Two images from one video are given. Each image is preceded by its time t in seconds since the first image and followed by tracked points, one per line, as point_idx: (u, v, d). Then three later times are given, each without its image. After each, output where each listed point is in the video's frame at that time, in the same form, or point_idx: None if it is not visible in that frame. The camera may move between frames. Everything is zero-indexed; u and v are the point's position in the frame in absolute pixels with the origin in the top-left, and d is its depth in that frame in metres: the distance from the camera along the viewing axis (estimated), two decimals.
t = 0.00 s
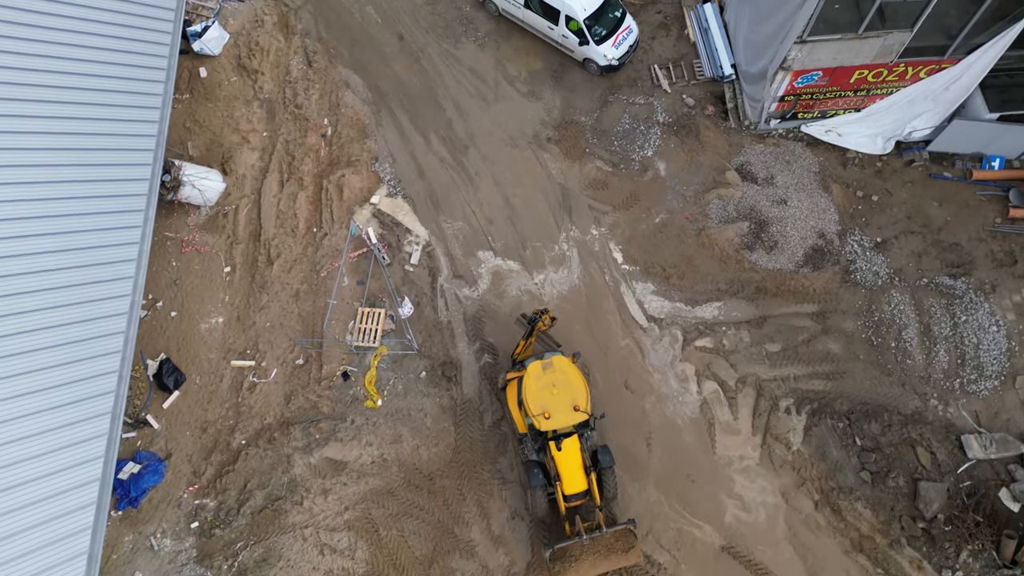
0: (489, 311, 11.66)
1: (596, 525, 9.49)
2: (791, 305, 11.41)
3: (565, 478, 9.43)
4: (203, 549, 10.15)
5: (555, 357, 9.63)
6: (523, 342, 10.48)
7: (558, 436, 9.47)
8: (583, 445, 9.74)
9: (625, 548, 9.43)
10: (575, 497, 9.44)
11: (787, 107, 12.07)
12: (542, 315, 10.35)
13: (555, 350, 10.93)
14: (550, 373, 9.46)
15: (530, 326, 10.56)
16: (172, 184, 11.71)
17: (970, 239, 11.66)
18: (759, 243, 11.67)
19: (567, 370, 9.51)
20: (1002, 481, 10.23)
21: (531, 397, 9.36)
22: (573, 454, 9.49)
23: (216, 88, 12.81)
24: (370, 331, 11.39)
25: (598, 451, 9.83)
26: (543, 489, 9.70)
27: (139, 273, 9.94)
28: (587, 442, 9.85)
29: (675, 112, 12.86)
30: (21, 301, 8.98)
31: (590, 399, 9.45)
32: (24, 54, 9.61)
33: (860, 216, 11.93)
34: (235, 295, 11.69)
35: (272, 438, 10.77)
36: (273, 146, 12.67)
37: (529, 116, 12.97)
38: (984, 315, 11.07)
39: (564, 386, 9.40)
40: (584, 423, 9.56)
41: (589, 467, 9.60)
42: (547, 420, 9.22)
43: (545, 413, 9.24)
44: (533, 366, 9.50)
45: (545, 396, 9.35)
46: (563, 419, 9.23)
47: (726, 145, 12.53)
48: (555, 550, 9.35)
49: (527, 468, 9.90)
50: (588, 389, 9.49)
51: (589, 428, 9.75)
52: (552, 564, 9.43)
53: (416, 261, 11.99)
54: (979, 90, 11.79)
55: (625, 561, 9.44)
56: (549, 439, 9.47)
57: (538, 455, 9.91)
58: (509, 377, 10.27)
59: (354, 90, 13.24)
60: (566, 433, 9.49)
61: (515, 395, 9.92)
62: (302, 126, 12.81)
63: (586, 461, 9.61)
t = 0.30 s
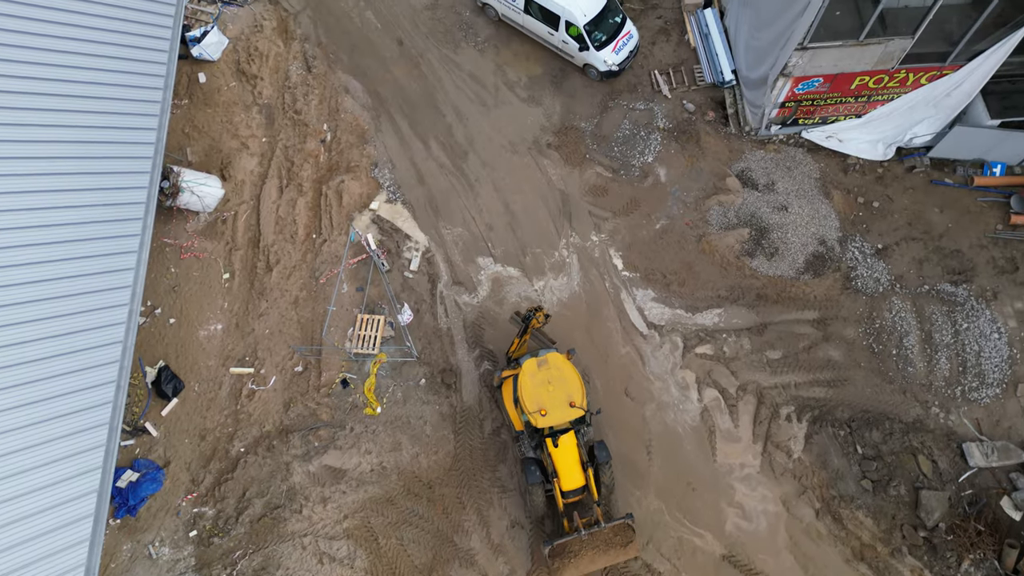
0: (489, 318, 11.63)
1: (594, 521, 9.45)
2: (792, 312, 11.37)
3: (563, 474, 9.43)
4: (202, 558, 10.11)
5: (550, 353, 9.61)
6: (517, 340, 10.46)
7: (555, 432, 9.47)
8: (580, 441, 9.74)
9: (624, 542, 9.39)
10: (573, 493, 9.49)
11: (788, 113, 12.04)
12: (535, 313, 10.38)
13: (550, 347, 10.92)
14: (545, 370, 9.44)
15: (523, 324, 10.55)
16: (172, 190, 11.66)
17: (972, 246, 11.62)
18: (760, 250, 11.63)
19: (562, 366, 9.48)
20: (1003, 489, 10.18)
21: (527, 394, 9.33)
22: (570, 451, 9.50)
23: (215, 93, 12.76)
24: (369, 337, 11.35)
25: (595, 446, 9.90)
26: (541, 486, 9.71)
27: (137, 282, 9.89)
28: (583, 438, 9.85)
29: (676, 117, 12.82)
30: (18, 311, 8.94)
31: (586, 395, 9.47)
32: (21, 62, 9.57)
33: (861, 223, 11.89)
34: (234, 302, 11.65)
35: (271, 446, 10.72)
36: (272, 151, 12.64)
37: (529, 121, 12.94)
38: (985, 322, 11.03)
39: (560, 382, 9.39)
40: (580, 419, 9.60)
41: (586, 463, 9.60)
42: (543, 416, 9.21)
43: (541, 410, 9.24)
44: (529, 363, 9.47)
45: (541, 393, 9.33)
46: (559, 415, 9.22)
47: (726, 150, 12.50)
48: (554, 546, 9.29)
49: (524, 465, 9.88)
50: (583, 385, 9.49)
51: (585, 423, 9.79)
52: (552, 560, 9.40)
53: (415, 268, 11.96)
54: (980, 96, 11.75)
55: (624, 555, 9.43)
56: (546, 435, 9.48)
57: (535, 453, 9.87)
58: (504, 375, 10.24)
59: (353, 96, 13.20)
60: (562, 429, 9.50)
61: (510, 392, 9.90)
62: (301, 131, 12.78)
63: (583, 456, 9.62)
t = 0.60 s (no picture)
0: (489, 325, 11.60)
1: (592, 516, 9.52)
2: (792, 319, 11.33)
3: (560, 471, 9.47)
4: (200, 566, 10.06)
5: (543, 350, 9.65)
6: (511, 338, 10.48)
7: (550, 428, 9.51)
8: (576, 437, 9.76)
9: (622, 536, 9.34)
10: (571, 489, 9.55)
11: (789, 118, 12.00)
12: (527, 311, 10.36)
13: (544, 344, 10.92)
14: (538, 367, 9.48)
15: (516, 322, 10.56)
16: (170, 197, 11.62)
17: (973, 253, 11.59)
18: (760, 256, 11.60)
19: (555, 363, 9.51)
20: (1005, 498, 10.15)
21: (521, 391, 9.38)
22: (566, 447, 9.55)
23: (214, 99, 12.71)
24: (369, 344, 11.32)
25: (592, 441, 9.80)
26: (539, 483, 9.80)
27: (135, 291, 9.85)
28: (579, 434, 9.82)
29: (676, 123, 12.79)
30: (15, 321, 8.88)
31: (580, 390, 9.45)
32: (19, 70, 9.52)
33: (862, 229, 11.86)
34: (233, 308, 11.61)
35: (270, 454, 10.68)
36: (271, 157, 12.60)
37: (529, 127, 12.90)
38: (986, 329, 10.99)
39: (553, 378, 9.42)
40: (576, 414, 9.58)
41: (583, 458, 9.64)
42: (538, 413, 9.23)
43: (535, 406, 9.26)
44: (522, 360, 9.52)
45: (535, 389, 9.36)
46: (553, 411, 9.24)
47: (727, 156, 12.47)
48: (552, 541, 9.33)
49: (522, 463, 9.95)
50: (577, 380, 9.49)
51: (582, 419, 9.75)
52: (552, 557, 9.39)
53: (414, 274, 11.92)
54: (981, 103, 11.73)
55: (623, 549, 9.39)
56: (541, 432, 9.52)
57: (532, 450, 9.96)
58: (499, 374, 10.28)
59: (353, 101, 13.17)
60: (558, 425, 9.52)
61: (505, 391, 9.98)
62: (300, 137, 12.75)
63: (579, 452, 9.65)
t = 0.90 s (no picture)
0: (489, 332, 11.58)
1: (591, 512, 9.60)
2: (793, 325, 11.30)
3: (557, 468, 9.49)
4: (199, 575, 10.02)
5: (535, 349, 9.69)
6: (502, 338, 10.53)
7: (545, 427, 9.54)
8: (571, 434, 9.80)
9: (621, 531, 9.46)
10: (569, 486, 9.58)
11: (789, 124, 11.96)
12: (518, 310, 10.56)
13: (535, 344, 10.98)
14: (531, 366, 9.52)
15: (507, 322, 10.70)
16: (168, 203, 11.60)
17: (974, 259, 11.55)
18: (761, 262, 11.57)
19: (547, 361, 9.59)
20: (1006, 506, 10.11)
21: (514, 390, 9.41)
22: (562, 444, 9.58)
23: (213, 104, 12.66)
24: (368, 351, 11.30)
25: (587, 438, 9.91)
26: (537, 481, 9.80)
27: (133, 300, 9.78)
28: (575, 431, 9.84)
29: (676, 128, 12.76)
30: (12, 332, 8.86)
31: (573, 387, 9.52)
32: (16, 79, 9.50)
33: (863, 235, 11.82)
34: (232, 314, 11.58)
35: (269, 461, 10.64)
36: (270, 162, 12.56)
37: (529, 132, 12.87)
38: (987, 336, 10.96)
39: (546, 376, 9.47)
40: (570, 412, 9.64)
41: (579, 454, 9.68)
42: (532, 411, 9.25)
43: (530, 405, 9.28)
44: (514, 360, 9.55)
45: (528, 388, 9.41)
46: (547, 409, 9.26)
47: (727, 162, 12.44)
48: (552, 539, 9.36)
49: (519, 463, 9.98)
50: (569, 377, 9.57)
51: (576, 416, 9.81)
52: (551, 555, 9.41)
53: (414, 280, 11.89)
54: (982, 109, 11.70)
55: (622, 544, 9.46)
56: (537, 431, 9.54)
57: (528, 449, 9.99)
58: (491, 376, 10.27)
59: (352, 106, 13.14)
60: (553, 423, 9.54)
61: (499, 391, 9.92)
62: (300, 142, 12.71)
63: (575, 449, 9.68)
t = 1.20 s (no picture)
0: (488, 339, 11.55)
1: (590, 509, 9.60)
2: (793, 332, 11.26)
3: (554, 467, 9.52)
4: None
5: (527, 349, 9.62)
6: (494, 339, 10.63)
7: (541, 426, 9.54)
8: (567, 432, 9.83)
9: (621, 527, 9.45)
10: (566, 484, 9.60)
11: (790, 130, 11.93)
12: (508, 311, 10.71)
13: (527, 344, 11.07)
14: (524, 366, 9.46)
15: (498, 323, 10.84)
16: (167, 209, 11.51)
17: (975, 265, 11.52)
18: (761, 269, 11.53)
19: (540, 360, 9.51)
20: (1008, 514, 10.08)
21: (508, 391, 9.36)
22: (558, 442, 9.60)
23: (212, 109, 12.61)
24: (367, 358, 11.26)
25: (583, 434, 9.89)
26: (535, 479, 9.80)
27: (131, 309, 9.75)
28: (571, 428, 9.89)
29: (677, 134, 12.72)
30: (10, 343, 8.81)
31: (567, 384, 9.51)
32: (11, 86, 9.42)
33: (863, 241, 11.78)
34: (231, 321, 11.54)
35: (268, 469, 10.61)
36: (269, 168, 12.53)
37: (529, 138, 12.84)
38: (989, 343, 10.92)
39: (539, 376, 9.43)
40: (565, 410, 9.64)
41: (576, 452, 9.70)
42: (527, 411, 9.22)
43: (524, 405, 9.23)
44: (507, 361, 9.50)
45: (522, 388, 9.37)
46: (542, 408, 9.26)
47: (728, 167, 12.40)
48: (551, 538, 9.34)
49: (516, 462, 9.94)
50: (563, 375, 9.54)
51: (570, 413, 9.85)
52: (551, 554, 9.39)
53: (413, 286, 11.87)
54: (983, 115, 11.66)
55: (622, 539, 9.48)
56: (533, 430, 9.53)
57: (525, 449, 9.98)
58: (486, 377, 10.25)
59: (352, 111, 13.11)
60: (548, 422, 9.55)
61: (493, 392, 9.92)
62: (299, 148, 12.68)
63: (572, 446, 9.71)
